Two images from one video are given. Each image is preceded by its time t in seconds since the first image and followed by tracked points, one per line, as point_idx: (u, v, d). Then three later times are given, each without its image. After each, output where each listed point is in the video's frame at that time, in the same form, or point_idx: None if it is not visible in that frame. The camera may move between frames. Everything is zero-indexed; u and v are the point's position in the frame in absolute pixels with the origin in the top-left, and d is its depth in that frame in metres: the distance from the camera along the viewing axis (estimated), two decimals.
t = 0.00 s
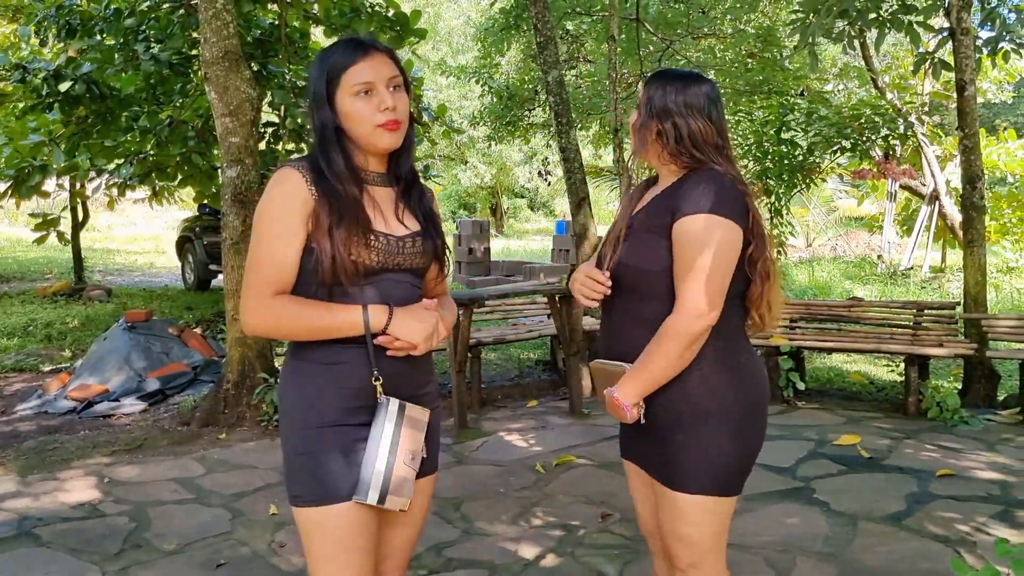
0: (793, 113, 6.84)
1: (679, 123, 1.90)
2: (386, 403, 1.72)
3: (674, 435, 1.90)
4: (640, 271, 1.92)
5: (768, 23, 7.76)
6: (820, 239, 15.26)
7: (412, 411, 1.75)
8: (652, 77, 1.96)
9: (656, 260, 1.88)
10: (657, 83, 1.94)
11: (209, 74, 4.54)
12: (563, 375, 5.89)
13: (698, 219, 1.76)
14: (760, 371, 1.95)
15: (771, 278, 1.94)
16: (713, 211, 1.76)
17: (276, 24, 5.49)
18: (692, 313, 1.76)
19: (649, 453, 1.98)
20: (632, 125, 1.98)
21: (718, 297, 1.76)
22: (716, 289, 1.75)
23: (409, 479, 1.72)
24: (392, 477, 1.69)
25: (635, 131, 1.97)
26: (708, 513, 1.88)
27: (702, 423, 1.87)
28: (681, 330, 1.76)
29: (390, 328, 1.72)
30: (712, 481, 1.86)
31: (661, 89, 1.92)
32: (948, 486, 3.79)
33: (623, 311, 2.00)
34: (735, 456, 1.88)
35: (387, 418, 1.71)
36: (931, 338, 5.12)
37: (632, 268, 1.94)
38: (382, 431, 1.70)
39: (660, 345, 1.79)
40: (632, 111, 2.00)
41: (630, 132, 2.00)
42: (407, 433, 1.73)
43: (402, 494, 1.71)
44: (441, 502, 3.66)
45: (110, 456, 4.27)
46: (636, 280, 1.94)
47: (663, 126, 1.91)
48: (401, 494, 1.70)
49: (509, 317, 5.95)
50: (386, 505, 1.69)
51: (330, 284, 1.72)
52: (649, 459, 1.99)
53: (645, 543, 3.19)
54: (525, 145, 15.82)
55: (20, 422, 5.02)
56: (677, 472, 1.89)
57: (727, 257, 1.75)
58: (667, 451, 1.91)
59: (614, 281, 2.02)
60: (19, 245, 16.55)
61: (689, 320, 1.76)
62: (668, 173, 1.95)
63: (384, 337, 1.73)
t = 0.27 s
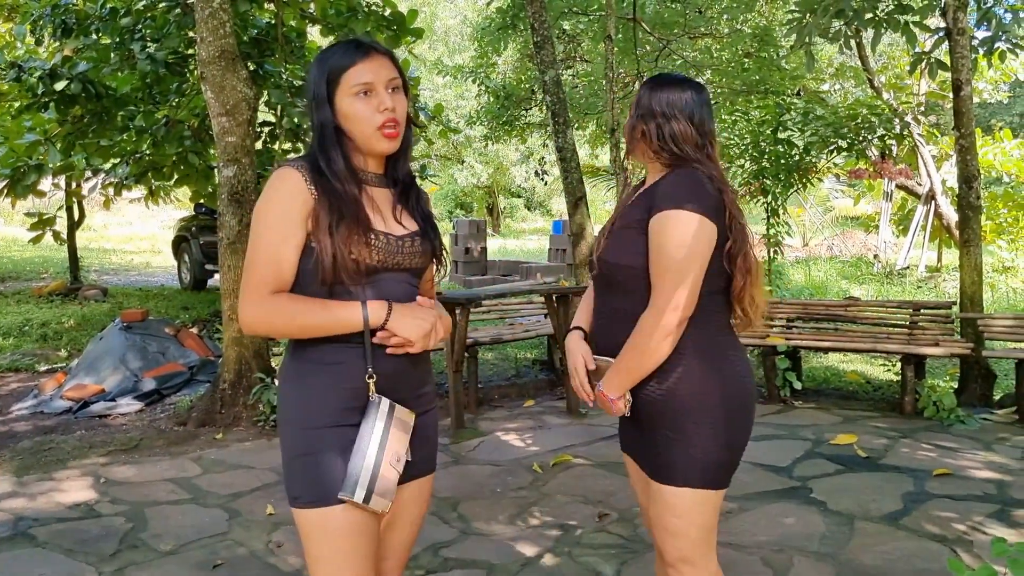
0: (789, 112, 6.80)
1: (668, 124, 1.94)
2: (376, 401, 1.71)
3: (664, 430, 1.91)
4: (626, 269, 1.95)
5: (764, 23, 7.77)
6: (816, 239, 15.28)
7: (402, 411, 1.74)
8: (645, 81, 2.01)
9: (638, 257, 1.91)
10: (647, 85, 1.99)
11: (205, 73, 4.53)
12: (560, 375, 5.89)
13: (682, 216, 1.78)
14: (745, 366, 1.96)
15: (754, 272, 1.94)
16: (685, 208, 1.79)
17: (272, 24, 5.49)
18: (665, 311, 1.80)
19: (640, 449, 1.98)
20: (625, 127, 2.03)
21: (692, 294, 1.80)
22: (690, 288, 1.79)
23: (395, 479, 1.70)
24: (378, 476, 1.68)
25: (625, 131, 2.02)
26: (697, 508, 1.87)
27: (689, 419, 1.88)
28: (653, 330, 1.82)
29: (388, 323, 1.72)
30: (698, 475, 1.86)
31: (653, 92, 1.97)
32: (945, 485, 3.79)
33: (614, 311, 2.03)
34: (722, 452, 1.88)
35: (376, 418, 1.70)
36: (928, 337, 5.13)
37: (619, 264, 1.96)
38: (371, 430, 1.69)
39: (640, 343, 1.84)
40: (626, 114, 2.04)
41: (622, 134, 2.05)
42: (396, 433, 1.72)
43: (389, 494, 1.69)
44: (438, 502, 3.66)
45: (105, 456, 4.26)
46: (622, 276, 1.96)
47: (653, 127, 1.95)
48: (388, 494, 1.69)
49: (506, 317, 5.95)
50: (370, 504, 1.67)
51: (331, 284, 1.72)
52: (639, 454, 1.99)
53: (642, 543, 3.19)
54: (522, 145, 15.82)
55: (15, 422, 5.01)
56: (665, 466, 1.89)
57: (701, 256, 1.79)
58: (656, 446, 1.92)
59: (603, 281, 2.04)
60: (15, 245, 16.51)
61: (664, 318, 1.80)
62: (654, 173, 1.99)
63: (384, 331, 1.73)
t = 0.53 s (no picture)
0: (786, 113, 6.80)
1: (658, 130, 1.96)
2: (368, 393, 1.70)
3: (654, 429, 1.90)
4: (610, 265, 1.95)
5: (760, 24, 7.77)
6: (812, 239, 15.29)
7: (394, 407, 1.73)
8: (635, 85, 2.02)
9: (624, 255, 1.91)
10: (639, 89, 2.00)
11: (201, 73, 4.52)
12: (556, 375, 5.89)
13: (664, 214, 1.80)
14: (734, 363, 1.95)
15: (740, 269, 1.93)
16: (667, 212, 1.79)
17: (268, 24, 5.48)
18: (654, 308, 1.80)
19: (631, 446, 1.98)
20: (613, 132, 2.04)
21: (676, 290, 1.79)
22: (673, 283, 1.79)
23: (383, 474, 1.68)
24: (363, 469, 1.66)
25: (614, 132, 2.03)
26: (687, 506, 1.88)
27: (678, 418, 1.88)
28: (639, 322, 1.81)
29: (384, 315, 1.72)
30: (685, 475, 1.87)
31: (643, 97, 1.98)
32: (941, 485, 3.79)
33: (603, 310, 2.03)
34: (712, 452, 1.88)
35: (366, 410, 1.68)
36: (924, 338, 5.13)
37: (606, 261, 1.95)
38: (359, 423, 1.67)
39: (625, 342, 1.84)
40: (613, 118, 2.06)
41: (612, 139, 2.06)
42: (386, 427, 1.70)
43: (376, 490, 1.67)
44: (435, 502, 3.65)
45: (101, 456, 4.24)
46: (609, 273, 1.95)
47: (643, 133, 1.97)
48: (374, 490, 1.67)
49: (502, 317, 5.94)
50: (351, 497, 1.65)
51: (330, 280, 1.71)
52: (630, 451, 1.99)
53: (639, 543, 3.19)
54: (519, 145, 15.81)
55: (10, 423, 4.99)
56: (654, 465, 1.89)
57: (685, 255, 1.79)
58: (645, 444, 1.92)
59: (591, 282, 2.04)
60: (10, 245, 16.46)
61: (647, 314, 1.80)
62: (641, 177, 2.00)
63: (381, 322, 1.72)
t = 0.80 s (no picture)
0: (781, 114, 6.81)
1: (651, 127, 1.96)
2: (363, 399, 1.68)
3: (645, 432, 1.90)
4: (605, 264, 1.94)
5: (756, 25, 7.78)
6: (808, 241, 15.31)
7: (389, 410, 1.71)
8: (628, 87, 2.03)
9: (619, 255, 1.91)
10: (633, 90, 2.00)
11: (197, 74, 4.51)
12: (553, 376, 5.89)
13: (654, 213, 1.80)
14: (726, 362, 1.94)
15: (734, 269, 1.92)
16: (662, 212, 1.79)
17: (264, 24, 5.46)
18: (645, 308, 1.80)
19: (621, 446, 1.98)
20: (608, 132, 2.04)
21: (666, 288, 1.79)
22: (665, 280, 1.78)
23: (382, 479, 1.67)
24: (363, 475, 1.65)
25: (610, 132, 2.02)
26: (682, 508, 1.87)
27: (669, 418, 1.87)
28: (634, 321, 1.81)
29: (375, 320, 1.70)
30: (679, 473, 1.86)
31: (637, 98, 1.99)
32: (937, 487, 3.80)
33: (597, 306, 2.03)
34: (704, 452, 1.88)
35: (364, 416, 1.66)
36: (920, 339, 5.14)
37: (601, 261, 1.95)
38: (356, 428, 1.66)
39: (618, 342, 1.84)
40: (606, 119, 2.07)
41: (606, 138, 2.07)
42: (383, 431, 1.69)
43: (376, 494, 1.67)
44: (432, 504, 3.64)
45: (96, 458, 4.23)
46: (602, 272, 1.95)
47: (636, 132, 1.96)
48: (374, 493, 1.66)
49: (499, 318, 5.94)
50: (356, 503, 1.64)
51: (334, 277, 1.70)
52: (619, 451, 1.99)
53: (636, 545, 3.18)
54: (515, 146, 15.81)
55: (4, 424, 4.97)
56: (647, 468, 1.89)
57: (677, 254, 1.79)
58: (637, 445, 1.91)
59: (585, 281, 2.03)
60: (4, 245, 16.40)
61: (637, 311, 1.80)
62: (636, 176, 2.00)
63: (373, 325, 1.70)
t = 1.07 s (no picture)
0: (779, 114, 6.81)
1: (653, 129, 1.95)
2: (361, 411, 1.68)
3: (649, 430, 1.89)
4: (613, 265, 1.93)
5: (754, 25, 7.77)
6: (805, 241, 15.31)
7: (388, 420, 1.71)
8: (628, 87, 2.03)
9: (629, 256, 1.89)
10: (637, 91, 2.00)
11: (193, 73, 4.49)
12: (550, 377, 5.87)
13: (665, 215, 1.79)
14: (732, 362, 1.95)
15: (743, 278, 1.95)
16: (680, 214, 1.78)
17: (261, 23, 5.44)
18: (655, 311, 1.78)
19: (625, 445, 1.97)
20: (607, 133, 2.03)
21: (679, 293, 1.77)
22: (677, 284, 1.77)
23: (389, 491, 1.66)
24: (371, 487, 1.63)
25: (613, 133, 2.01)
26: (688, 506, 1.86)
27: (677, 418, 1.86)
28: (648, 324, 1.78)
29: (370, 331, 1.68)
30: (690, 471, 1.85)
31: (640, 99, 1.98)
32: (936, 487, 3.80)
33: (602, 307, 2.02)
34: (710, 449, 1.86)
35: (364, 427, 1.66)
36: (917, 340, 5.14)
37: (609, 261, 1.93)
38: (359, 440, 1.65)
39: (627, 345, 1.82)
40: (605, 121, 2.06)
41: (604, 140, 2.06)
42: (384, 442, 1.68)
43: (383, 506, 1.65)
44: (430, 505, 3.63)
45: (92, 459, 4.21)
46: (611, 273, 1.94)
47: (639, 134, 1.96)
48: (381, 505, 1.64)
49: (497, 319, 5.92)
50: (366, 517, 1.62)
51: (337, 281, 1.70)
52: (624, 450, 1.98)
53: (635, 546, 3.17)
54: (512, 146, 15.80)
55: None
56: (651, 464, 1.88)
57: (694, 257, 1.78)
58: (641, 442, 1.90)
59: (591, 281, 2.02)
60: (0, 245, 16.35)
61: (650, 316, 1.78)
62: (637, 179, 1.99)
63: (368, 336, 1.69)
